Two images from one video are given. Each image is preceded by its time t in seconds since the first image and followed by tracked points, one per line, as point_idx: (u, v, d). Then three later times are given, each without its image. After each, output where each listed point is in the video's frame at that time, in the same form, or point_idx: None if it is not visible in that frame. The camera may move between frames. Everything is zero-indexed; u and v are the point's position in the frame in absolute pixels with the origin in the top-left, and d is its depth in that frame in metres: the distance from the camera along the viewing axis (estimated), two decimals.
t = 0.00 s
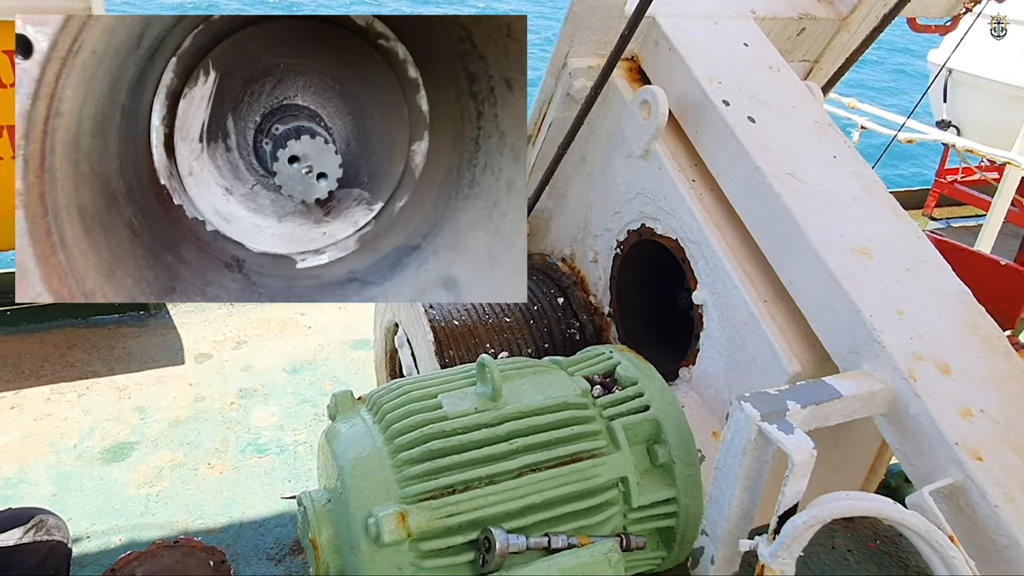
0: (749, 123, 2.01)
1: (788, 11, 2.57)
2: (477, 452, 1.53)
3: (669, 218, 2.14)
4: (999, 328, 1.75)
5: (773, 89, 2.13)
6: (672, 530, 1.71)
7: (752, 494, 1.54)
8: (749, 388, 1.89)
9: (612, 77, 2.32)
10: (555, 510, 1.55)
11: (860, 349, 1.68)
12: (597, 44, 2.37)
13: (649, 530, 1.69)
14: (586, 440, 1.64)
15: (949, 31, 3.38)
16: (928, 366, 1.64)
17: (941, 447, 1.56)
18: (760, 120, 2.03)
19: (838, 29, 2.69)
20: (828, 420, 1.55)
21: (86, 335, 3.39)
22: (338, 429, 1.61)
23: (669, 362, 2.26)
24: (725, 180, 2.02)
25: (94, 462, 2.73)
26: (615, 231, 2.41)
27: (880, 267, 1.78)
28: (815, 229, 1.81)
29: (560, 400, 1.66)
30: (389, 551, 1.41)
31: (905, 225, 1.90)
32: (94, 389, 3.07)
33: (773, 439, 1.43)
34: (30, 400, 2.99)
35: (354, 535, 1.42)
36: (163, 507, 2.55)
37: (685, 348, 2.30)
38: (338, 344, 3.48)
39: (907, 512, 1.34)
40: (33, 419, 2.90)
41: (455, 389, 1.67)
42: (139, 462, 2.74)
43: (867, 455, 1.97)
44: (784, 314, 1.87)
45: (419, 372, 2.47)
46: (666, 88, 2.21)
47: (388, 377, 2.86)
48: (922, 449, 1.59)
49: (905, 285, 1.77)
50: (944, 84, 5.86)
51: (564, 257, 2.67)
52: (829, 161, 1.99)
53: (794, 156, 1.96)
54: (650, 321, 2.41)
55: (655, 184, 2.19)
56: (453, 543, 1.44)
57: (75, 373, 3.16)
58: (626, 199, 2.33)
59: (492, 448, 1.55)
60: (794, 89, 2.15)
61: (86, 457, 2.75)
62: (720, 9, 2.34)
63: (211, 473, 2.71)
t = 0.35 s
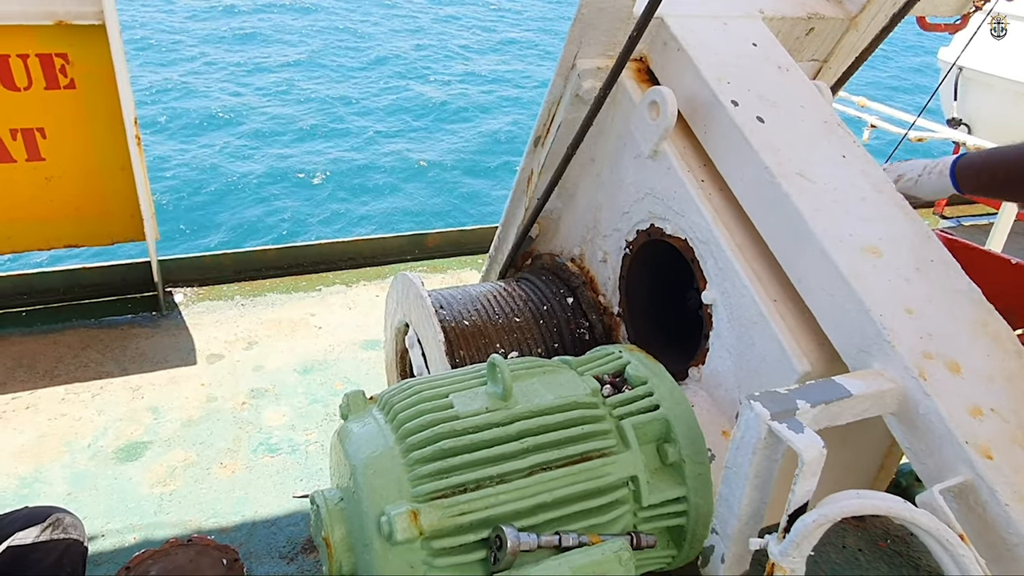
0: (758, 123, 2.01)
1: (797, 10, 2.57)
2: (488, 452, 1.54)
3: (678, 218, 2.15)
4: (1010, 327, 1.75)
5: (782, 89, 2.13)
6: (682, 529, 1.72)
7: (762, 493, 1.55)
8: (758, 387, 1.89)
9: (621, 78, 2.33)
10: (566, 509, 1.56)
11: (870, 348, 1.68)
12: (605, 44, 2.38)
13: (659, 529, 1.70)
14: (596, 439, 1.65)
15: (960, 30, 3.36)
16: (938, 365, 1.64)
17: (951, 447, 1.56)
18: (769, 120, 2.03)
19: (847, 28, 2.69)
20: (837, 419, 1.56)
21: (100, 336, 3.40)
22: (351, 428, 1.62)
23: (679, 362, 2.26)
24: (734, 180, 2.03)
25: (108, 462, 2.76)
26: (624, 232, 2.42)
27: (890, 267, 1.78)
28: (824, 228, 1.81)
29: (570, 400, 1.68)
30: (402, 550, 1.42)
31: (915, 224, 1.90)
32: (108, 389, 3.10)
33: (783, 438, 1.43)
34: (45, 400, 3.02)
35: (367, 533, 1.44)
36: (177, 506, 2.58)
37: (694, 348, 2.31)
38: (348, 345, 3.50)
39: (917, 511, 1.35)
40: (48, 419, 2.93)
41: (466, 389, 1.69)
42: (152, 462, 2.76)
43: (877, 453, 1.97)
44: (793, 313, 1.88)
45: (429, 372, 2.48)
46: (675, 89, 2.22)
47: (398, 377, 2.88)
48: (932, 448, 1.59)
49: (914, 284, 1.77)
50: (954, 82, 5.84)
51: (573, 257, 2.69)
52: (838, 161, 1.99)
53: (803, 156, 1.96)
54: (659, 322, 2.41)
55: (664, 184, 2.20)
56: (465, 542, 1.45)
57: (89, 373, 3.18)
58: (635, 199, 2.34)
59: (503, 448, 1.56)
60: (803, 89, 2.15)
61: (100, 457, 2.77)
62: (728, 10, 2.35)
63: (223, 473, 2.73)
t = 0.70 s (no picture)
0: (766, 121, 2.01)
1: (804, 8, 2.56)
2: (495, 449, 1.54)
3: (686, 216, 2.14)
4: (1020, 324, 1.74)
5: (790, 86, 2.12)
6: (691, 527, 1.72)
7: (771, 490, 1.55)
8: (767, 385, 1.89)
9: (629, 76, 2.32)
10: (574, 507, 1.55)
11: (879, 345, 1.68)
12: (612, 42, 2.38)
13: (667, 527, 1.69)
14: (604, 437, 1.65)
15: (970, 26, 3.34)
16: (947, 362, 1.63)
17: (961, 444, 1.55)
18: (777, 117, 2.03)
19: (856, 25, 2.67)
20: (847, 417, 1.55)
21: (108, 335, 3.41)
22: (359, 426, 1.63)
23: (688, 360, 2.26)
24: (742, 178, 2.02)
25: (117, 460, 2.77)
26: (631, 230, 2.42)
27: (899, 264, 1.78)
28: (833, 226, 1.81)
29: (578, 398, 1.67)
30: (410, 547, 1.43)
31: (924, 221, 1.89)
32: (116, 387, 3.11)
33: (791, 435, 1.43)
34: (54, 398, 3.03)
35: (376, 530, 1.44)
36: (186, 504, 2.59)
37: (702, 346, 2.31)
38: (356, 343, 3.50)
39: (928, 509, 1.34)
40: (58, 417, 2.94)
41: (474, 387, 1.69)
42: (161, 460, 2.77)
43: (886, 451, 1.97)
44: (802, 311, 1.87)
45: (436, 370, 2.48)
46: (682, 86, 2.21)
47: (406, 375, 2.88)
48: (942, 446, 1.59)
49: (924, 281, 1.76)
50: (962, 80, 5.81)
51: (581, 255, 2.69)
52: (847, 157, 1.99)
53: (812, 153, 1.96)
54: (667, 319, 2.42)
55: (672, 182, 2.20)
56: (473, 539, 1.45)
57: (98, 371, 3.20)
58: (642, 197, 2.34)
59: (511, 445, 1.56)
60: (811, 85, 2.15)
61: (109, 455, 2.79)
62: (736, 7, 2.34)
63: (231, 471, 2.74)
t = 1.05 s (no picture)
0: (775, 118, 2.00)
1: (813, 4, 2.54)
2: (503, 447, 1.54)
3: (694, 214, 2.13)
4: None
5: (799, 83, 2.11)
6: (699, 526, 1.71)
7: (780, 488, 1.54)
8: (775, 383, 1.88)
9: (636, 73, 2.32)
10: (582, 505, 1.55)
11: (889, 343, 1.67)
12: (620, 39, 2.37)
13: (676, 525, 1.69)
14: (612, 435, 1.64)
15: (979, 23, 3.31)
16: (958, 359, 1.62)
17: (972, 442, 1.54)
18: (786, 113, 2.02)
19: (864, 21, 2.65)
20: (857, 415, 1.54)
21: (117, 334, 3.42)
22: (367, 423, 1.62)
23: (696, 358, 2.26)
24: (751, 175, 2.01)
25: (125, 458, 2.77)
26: (639, 228, 2.41)
27: (909, 261, 1.77)
28: (842, 223, 1.80)
29: (586, 396, 1.67)
30: (418, 544, 1.42)
31: (935, 218, 1.88)
32: (124, 386, 3.12)
33: (801, 434, 1.42)
34: (63, 397, 3.04)
35: (384, 528, 1.44)
36: (194, 502, 2.59)
37: (711, 344, 2.30)
38: (362, 342, 3.50)
39: (939, 507, 1.33)
40: (67, 416, 2.95)
41: (482, 385, 1.69)
42: (169, 458, 2.78)
43: (895, 450, 1.93)
44: (811, 308, 1.86)
45: (444, 368, 2.48)
46: (690, 83, 2.20)
47: (413, 374, 2.88)
48: (954, 444, 1.57)
49: (935, 278, 1.75)
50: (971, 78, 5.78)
51: (588, 253, 2.68)
52: (856, 154, 1.97)
53: (821, 150, 1.95)
54: (674, 317, 2.41)
55: (679, 180, 2.19)
56: (481, 537, 1.45)
57: (106, 370, 3.20)
58: (650, 194, 2.33)
59: (519, 443, 1.55)
60: (820, 82, 2.13)
61: (117, 453, 2.79)
62: (744, 4, 2.33)
63: (239, 469, 2.75)
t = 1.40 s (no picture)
0: (783, 118, 2.00)
1: (820, 4, 2.54)
2: (511, 447, 1.55)
3: (701, 214, 2.14)
4: None
5: (806, 84, 2.11)
6: (706, 526, 1.71)
7: (787, 489, 1.55)
8: (783, 383, 1.88)
9: (643, 74, 2.32)
10: (589, 505, 1.56)
11: (897, 344, 1.67)
12: (627, 40, 2.37)
13: (683, 526, 1.69)
14: (619, 435, 1.65)
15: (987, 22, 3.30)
16: (966, 361, 1.62)
17: (979, 443, 1.54)
18: (793, 114, 2.02)
19: (873, 20, 2.66)
20: (864, 416, 1.55)
21: (127, 334, 3.44)
22: (375, 424, 1.64)
23: (703, 358, 2.26)
24: (758, 176, 2.01)
25: (136, 457, 2.80)
26: (646, 228, 2.42)
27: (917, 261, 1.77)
28: (849, 224, 1.80)
29: (593, 396, 1.68)
30: (426, 544, 1.43)
31: (943, 219, 1.88)
32: (135, 386, 3.14)
33: (808, 435, 1.42)
34: (75, 396, 3.07)
35: (392, 528, 1.45)
36: (204, 501, 2.61)
37: (718, 345, 2.31)
38: (370, 342, 3.52)
39: (946, 509, 1.33)
40: (78, 415, 2.97)
41: (489, 385, 1.69)
42: (180, 458, 2.80)
43: (904, 451, 1.95)
44: (818, 309, 1.86)
45: (452, 368, 2.49)
46: (697, 84, 2.21)
47: (421, 374, 2.89)
48: (961, 445, 1.57)
49: (942, 280, 1.75)
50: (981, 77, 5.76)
51: (595, 254, 2.68)
52: (864, 155, 1.97)
53: (828, 150, 1.95)
54: (682, 317, 2.41)
55: (687, 180, 2.19)
56: (488, 537, 1.46)
57: (117, 370, 3.23)
58: (657, 195, 2.33)
59: (526, 443, 1.56)
60: (828, 82, 2.13)
61: (128, 452, 2.81)
62: (751, 4, 2.33)
63: (248, 468, 2.76)
